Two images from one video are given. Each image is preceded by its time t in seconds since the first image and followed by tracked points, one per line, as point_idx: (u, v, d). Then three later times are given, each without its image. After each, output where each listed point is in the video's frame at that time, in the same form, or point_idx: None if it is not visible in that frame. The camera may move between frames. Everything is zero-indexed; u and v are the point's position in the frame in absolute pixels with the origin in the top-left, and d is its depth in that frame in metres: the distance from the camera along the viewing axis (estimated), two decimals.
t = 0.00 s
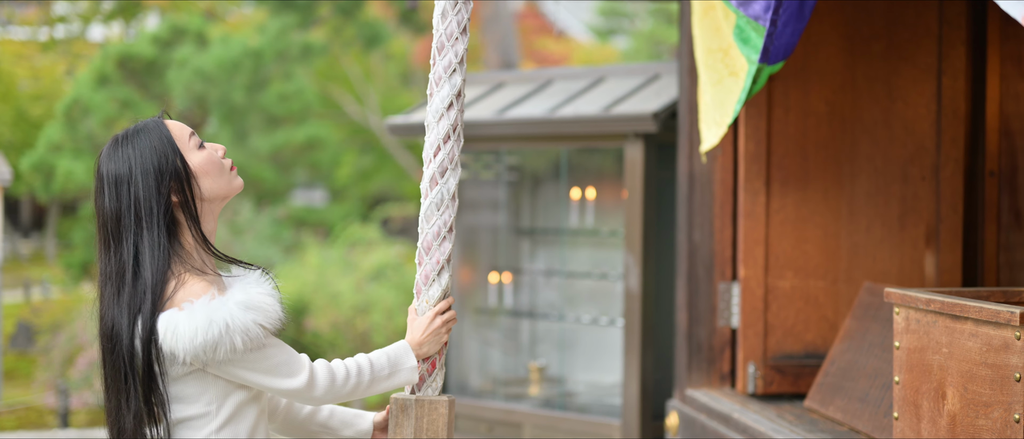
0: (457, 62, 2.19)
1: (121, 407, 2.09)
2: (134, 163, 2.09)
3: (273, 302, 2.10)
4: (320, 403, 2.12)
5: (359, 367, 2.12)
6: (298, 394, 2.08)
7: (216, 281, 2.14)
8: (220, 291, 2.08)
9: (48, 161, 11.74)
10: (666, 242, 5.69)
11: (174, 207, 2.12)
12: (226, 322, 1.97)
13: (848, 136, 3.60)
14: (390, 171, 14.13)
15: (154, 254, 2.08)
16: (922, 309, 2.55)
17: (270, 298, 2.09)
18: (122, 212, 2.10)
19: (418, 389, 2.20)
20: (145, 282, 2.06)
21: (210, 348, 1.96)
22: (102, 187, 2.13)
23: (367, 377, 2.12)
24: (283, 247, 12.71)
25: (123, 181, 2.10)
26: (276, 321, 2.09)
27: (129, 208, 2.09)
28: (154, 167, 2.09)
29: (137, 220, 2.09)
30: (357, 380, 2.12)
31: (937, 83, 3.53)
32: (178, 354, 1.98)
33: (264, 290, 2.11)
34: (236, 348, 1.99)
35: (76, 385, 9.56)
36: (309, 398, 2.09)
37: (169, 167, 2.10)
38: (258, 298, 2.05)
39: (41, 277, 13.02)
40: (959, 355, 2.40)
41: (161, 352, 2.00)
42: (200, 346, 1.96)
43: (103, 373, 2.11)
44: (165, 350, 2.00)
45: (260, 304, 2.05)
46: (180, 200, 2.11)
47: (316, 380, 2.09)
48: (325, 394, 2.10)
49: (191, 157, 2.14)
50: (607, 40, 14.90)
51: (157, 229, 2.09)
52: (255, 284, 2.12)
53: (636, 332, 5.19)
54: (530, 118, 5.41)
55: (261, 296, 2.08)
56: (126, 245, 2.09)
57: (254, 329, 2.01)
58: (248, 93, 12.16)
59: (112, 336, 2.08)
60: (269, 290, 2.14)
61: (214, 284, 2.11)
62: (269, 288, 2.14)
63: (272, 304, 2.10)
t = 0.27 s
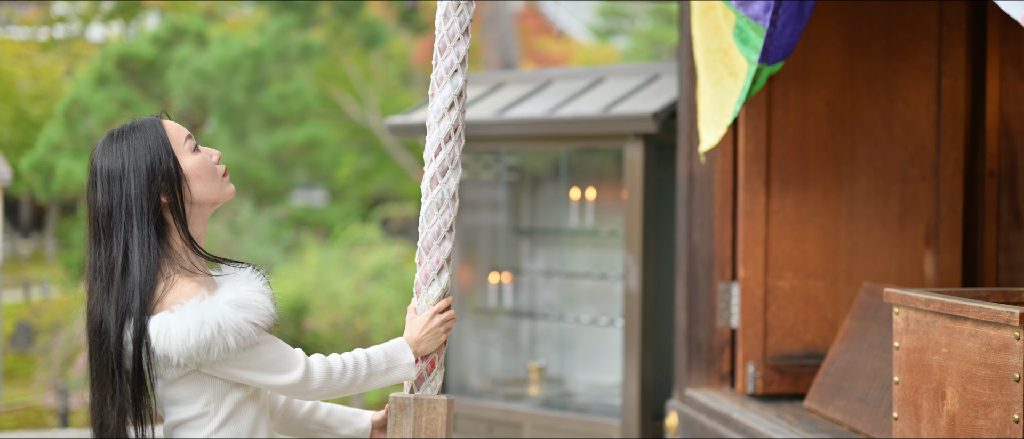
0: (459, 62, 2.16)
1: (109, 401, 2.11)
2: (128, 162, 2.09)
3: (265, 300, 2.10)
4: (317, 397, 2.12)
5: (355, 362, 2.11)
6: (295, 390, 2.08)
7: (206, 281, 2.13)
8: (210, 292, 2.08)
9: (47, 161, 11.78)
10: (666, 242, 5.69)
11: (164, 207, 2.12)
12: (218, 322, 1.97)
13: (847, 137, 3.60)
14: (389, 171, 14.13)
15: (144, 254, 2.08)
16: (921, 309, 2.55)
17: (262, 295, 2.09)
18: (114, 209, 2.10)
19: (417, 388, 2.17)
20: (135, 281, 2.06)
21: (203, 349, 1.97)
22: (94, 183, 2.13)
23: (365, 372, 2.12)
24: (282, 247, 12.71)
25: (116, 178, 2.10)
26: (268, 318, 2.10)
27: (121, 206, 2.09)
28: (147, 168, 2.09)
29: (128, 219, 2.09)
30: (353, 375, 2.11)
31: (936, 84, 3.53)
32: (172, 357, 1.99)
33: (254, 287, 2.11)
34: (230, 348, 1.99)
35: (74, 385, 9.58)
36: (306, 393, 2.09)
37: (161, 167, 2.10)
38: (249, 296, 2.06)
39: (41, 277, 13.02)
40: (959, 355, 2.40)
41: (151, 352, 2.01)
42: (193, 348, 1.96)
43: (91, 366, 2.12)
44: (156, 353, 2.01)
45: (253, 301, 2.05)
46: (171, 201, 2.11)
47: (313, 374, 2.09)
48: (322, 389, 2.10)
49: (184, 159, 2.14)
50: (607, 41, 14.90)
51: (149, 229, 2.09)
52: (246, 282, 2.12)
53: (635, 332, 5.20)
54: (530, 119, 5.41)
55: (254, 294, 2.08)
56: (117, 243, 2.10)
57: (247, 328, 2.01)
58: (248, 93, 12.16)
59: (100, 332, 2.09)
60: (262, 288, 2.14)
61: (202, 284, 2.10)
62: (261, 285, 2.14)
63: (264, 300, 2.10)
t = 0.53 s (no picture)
0: (460, 65, 2.15)
1: (102, 396, 2.11)
2: (135, 160, 2.10)
3: (263, 303, 2.10)
4: (313, 404, 2.11)
5: (353, 369, 2.11)
6: (291, 395, 2.07)
7: (206, 282, 2.13)
8: (208, 295, 2.09)
9: (46, 163, 11.77)
10: (665, 244, 5.69)
11: (166, 207, 2.12)
12: (213, 326, 1.97)
13: (846, 138, 3.60)
14: (388, 173, 14.13)
15: (145, 253, 2.08)
16: (920, 311, 2.55)
17: (260, 299, 2.09)
18: (118, 206, 2.10)
19: (424, 391, 2.15)
20: (134, 280, 2.07)
21: (199, 352, 1.97)
22: (100, 178, 2.13)
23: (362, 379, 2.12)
24: (281, 249, 12.69)
25: (122, 175, 2.10)
26: (266, 322, 2.09)
27: (125, 204, 2.10)
28: (153, 167, 2.09)
29: (131, 216, 2.09)
30: (350, 382, 2.11)
31: (934, 86, 3.53)
32: (167, 358, 1.99)
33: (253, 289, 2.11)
34: (225, 350, 1.99)
35: (72, 386, 9.71)
36: (303, 399, 2.09)
37: (167, 167, 2.10)
38: (246, 299, 2.05)
39: (39, 279, 12.95)
40: (957, 357, 2.40)
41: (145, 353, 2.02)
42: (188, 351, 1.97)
43: (88, 359, 2.13)
44: (152, 353, 2.01)
45: (250, 304, 2.05)
46: (173, 202, 2.10)
47: (309, 380, 2.08)
48: (318, 395, 2.09)
49: (190, 163, 2.13)
50: (606, 43, 14.90)
51: (151, 228, 2.09)
52: (245, 285, 2.12)
53: (634, 334, 5.20)
54: (528, 121, 5.41)
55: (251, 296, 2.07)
56: (119, 240, 2.10)
57: (243, 332, 2.01)
58: (247, 95, 12.17)
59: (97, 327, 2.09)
60: (261, 291, 2.13)
61: (202, 287, 2.11)
62: (260, 287, 2.14)
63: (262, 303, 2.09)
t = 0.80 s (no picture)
0: (466, 67, 2.22)
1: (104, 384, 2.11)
2: (152, 156, 2.14)
3: (253, 323, 2.08)
4: None
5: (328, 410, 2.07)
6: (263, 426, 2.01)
7: (208, 285, 2.18)
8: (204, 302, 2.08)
9: (40, 165, 11.59)
10: (660, 246, 5.70)
11: (178, 205, 2.17)
12: (197, 332, 1.96)
13: (841, 140, 3.61)
14: (383, 175, 14.13)
15: (154, 249, 2.12)
16: (913, 313, 2.56)
17: (251, 320, 2.08)
18: (132, 199, 2.14)
19: (431, 393, 2.18)
20: (142, 275, 2.11)
21: (178, 358, 1.95)
22: (116, 170, 2.17)
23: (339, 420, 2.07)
24: (276, 250, 12.64)
25: (137, 170, 2.15)
26: (253, 343, 2.07)
27: (139, 198, 2.14)
28: (170, 165, 2.14)
29: (144, 210, 2.13)
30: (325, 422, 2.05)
31: (928, 88, 3.55)
32: (149, 359, 1.98)
33: (247, 306, 2.10)
34: (203, 362, 1.97)
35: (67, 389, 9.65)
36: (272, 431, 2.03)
37: (182, 165, 2.15)
38: (237, 315, 2.04)
39: (33, 281, 12.84)
40: (950, 358, 2.40)
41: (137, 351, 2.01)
42: (168, 353, 1.95)
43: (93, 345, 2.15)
44: (140, 351, 2.01)
45: (237, 321, 2.03)
46: (184, 200, 2.15)
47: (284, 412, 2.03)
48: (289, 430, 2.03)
49: (205, 165, 2.18)
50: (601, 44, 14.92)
51: (162, 224, 2.13)
52: (241, 302, 2.11)
53: (629, 336, 5.20)
54: (523, 122, 5.42)
55: (241, 314, 2.06)
56: (130, 233, 2.14)
57: (225, 349, 1.99)
58: (242, 97, 12.16)
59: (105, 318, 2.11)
60: (255, 309, 2.12)
61: (203, 290, 2.14)
62: (255, 305, 2.13)
63: (252, 323, 2.08)
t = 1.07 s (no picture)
0: (475, 68, 2.29)
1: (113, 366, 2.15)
2: (170, 152, 2.13)
3: (239, 335, 2.10)
4: None
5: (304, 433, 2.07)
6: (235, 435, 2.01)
7: (207, 288, 2.17)
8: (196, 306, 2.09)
9: (33, 165, 11.59)
10: (652, 246, 5.70)
11: (191, 203, 2.16)
12: (181, 334, 1.98)
13: (833, 140, 3.62)
14: (376, 175, 14.12)
15: (162, 246, 2.12)
16: (905, 313, 2.56)
17: (237, 330, 2.09)
18: (147, 192, 2.13)
19: (450, 393, 2.27)
20: (148, 270, 2.11)
21: (159, 356, 1.97)
22: (133, 162, 2.16)
23: None
24: (269, 251, 12.61)
25: (153, 164, 2.13)
26: (235, 354, 2.08)
27: (153, 192, 2.13)
28: (188, 163, 2.13)
29: (157, 205, 2.13)
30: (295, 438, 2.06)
31: (920, 89, 3.56)
32: (132, 354, 2.00)
33: (236, 316, 2.12)
34: (183, 365, 1.98)
35: (60, 389, 9.43)
36: None
37: (200, 164, 2.14)
38: (223, 324, 2.06)
39: (25, 281, 12.74)
40: (942, 359, 2.40)
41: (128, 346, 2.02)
42: (149, 351, 1.96)
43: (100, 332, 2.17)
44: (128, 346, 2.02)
45: (222, 330, 2.05)
46: (198, 199, 2.14)
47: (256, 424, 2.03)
48: None
49: (221, 166, 2.17)
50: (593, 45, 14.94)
51: (173, 221, 2.12)
52: (231, 310, 2.13)
53: (622, 337, 5.19)
54: (516, 122, 5.41)
55: (229, 324, 2.08)
56: (141, 226, 2.14)
57: (205, 355, 2.00)
58: (234, 97, 12.12)
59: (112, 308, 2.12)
60: (246, 319, 2.15)
61: (200, 294, 2.13)
62: (245, 316, 2.15)
63: (239, 333, 2.10)
